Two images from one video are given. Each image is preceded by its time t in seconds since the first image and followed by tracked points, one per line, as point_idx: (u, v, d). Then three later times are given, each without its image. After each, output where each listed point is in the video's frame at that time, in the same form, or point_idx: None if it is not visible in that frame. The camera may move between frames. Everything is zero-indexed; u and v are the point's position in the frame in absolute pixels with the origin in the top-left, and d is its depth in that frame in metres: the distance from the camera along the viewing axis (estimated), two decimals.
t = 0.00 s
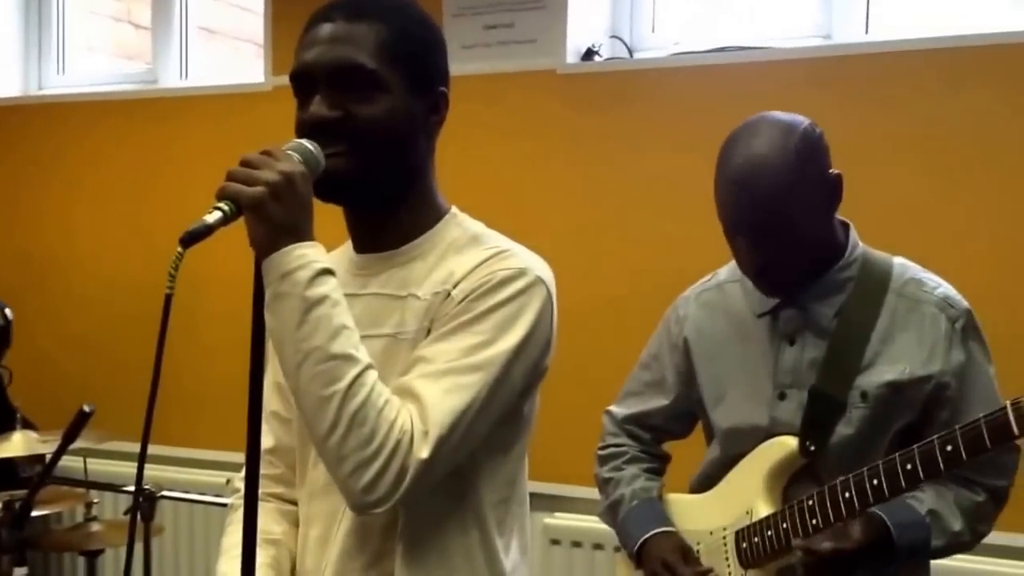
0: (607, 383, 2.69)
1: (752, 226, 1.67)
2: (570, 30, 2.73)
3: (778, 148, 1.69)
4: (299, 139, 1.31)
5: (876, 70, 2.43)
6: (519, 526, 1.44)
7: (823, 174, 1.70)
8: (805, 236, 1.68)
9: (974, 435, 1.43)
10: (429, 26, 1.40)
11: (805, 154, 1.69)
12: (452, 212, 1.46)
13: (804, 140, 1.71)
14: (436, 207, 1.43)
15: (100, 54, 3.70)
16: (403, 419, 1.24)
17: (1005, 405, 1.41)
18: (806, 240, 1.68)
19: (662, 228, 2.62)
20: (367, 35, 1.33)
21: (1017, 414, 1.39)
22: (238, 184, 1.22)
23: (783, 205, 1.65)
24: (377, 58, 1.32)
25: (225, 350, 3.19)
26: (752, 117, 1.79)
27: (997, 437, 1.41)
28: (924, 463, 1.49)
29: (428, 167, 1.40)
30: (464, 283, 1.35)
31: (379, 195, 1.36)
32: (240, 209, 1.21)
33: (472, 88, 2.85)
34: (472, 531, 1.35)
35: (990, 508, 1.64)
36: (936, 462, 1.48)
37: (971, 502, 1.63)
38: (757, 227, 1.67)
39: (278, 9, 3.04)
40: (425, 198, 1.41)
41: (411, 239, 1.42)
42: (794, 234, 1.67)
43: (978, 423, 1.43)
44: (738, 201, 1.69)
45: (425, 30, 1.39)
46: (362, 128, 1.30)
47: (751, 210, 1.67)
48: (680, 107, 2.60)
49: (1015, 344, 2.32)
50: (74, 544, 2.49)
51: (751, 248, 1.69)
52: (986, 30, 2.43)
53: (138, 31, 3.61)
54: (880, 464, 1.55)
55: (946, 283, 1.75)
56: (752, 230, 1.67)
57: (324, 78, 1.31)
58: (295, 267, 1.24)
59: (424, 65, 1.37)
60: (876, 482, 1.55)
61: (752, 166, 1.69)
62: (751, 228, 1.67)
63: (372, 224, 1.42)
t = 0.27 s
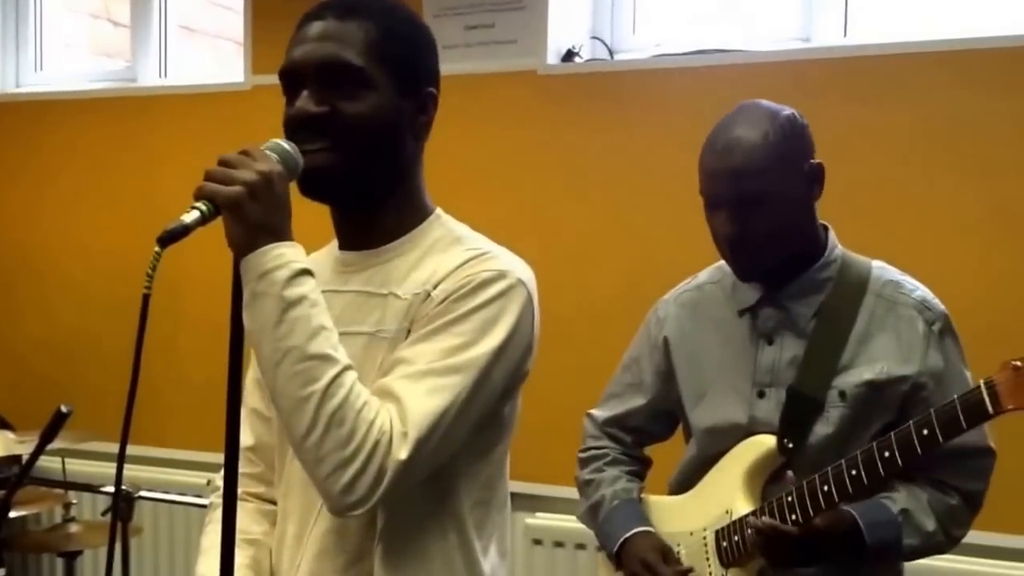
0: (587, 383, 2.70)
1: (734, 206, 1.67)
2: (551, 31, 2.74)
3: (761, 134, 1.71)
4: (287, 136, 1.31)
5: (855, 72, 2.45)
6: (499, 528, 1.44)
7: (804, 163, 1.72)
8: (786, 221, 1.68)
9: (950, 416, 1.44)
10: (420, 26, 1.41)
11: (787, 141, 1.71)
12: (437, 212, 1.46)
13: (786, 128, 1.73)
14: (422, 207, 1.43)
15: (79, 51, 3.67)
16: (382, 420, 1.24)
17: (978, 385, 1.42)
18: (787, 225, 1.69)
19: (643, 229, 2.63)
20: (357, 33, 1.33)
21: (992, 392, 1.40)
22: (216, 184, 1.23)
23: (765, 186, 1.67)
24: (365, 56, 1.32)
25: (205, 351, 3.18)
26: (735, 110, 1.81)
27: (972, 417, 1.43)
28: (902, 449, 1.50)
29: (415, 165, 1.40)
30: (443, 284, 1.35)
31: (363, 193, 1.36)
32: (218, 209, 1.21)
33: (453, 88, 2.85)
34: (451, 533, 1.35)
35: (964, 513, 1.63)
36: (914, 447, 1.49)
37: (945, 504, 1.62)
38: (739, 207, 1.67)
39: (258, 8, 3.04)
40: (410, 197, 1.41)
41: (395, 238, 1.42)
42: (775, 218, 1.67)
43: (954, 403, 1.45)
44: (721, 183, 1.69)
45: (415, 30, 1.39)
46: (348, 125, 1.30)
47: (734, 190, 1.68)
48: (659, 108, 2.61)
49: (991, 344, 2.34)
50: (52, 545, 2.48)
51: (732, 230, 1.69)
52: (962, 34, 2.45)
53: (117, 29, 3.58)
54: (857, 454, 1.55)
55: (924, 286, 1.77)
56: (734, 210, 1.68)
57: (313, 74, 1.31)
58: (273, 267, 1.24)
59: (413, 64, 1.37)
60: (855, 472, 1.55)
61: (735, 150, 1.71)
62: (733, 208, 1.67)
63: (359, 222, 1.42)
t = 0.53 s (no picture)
0: (577, 383, 2.70)
1: (722, 221, 1.67)
2: (541, 31, 2.74)
3: (746, 145, 1.71)
4: (266, 138, 1.31)
5: (843, 74, 2.46)
6: (486, 526, 1.44)
7: (791, 170, 1.71)
8: (774, 230, 1.69)
9: (933, 413, 1.45)
10: (394, 27, 1.41)
11: (773, 151, 1.71)
12: (420, 212, 1.46)
13: (771, 138, 1.72)
14: (404, 207, 1.44)
15: (67, 50, 3.66)
16: (368, 420, 1.25)
17: (961, 380, 1.43)
18: (775, 235, 1.69)
19: (632, 229, 2.63)
20: (331, 36, 1.33)
21: (974, 387, 1.42)
22: (202, 184, 1.22)
23: (753, 200, 1.66)
24: (338, 59, 1.32)
25: (194, 351, 3.17)
26: (720, 117, 1.80)
27: (954, 414, 1.44)
28: (887, 447, 1.50)
29: (393, 167, 1.40)
30: (429, 283, 1.35)
31: (343, 194, 1.36)
32: (204, 209, 1.21)
33: (442, 89, 2.85)
34: (438, 532, 1.36)
35: (951, 514, 1.64)
36: (898, 444, 1.49)
37: (931, 505, 1.63)
38: (727, 222, 1.67)
39: (248, 8, 3.03)
40: (391, 198, 1.42)
41: (377, 239, 1.42)
42: (764, 229, 1.68)
43: (937, 400, 1.45)
44: (708, 197, 1.69)
45: (390, 31, 1.39)
46: (323, 129, 1.30)
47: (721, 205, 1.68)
48: (649, 109, 2.62)
49: (978, 345, 2.35)
50: (40, 546, 2.48)
51: (721, 242, 1.69)
52: (949, 36, 2.46)
53: (106, 29, 3.57)
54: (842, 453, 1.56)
55: (911, 287, 1.77)
56: (722, 225, 1.68)
57: (287, 79, 1.31)
58: (260, 267, 1.24)
59: (390, 66, 1.37)
60: (841, 470, 1.56)
61: (721, 162, 1.70)
62: (721, 223, 1.67)
63: (343, 223, 1.42)
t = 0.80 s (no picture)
0: (572, 383, 2.70)
1: (709, 245, 1.63)
2: (537, 32, 2.74)
3: (733, 163, 1.65)
4: (267, 137, 1.31)
5: (839, 74, 2.47)
6: (481, 526, 1.44)
7: (780, 186, 1.66)
8: (762, 249, 1.65)
9: (921, 421, 1.46)
10: (397, 27, 1.41)
11: (761, 168, 1.66)
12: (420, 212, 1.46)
13: (758, 153, 1.67)
14: (403, 207, 1.44)
15: (62, 50, 3.65)
16: (362, 421, 1.25)
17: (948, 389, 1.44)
18: (763, 253, 1.66)
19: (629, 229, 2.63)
20: (334, 36, 1.33)
21: (959, 397, 1.42)
22: (198, 184, 1.23)
23: (741, 223, 1.62)
24: (341, 59, 1.32)
25: (190, 351, 3.17)
26: (706, 130, 1.75)
27: (941, 420, 1.44)
28: (876, 451, 1.51)
29: (394, 166, 1.40)
30: (424, 284, 1.35)
31: (343, 194, 1.36)
32: (200, 210, 1.21)
33: (438, 89, 2.85)
34: (432, 533, 1.36)
35: (951, 511, 1.63)
36: (887, 450, 1.49)
37: (929, 503, 1.61)
38: (714, 245, 1.63)
39: (244, 7, 3.03)
40: (391, 197, 1.42)
41: (374, 238, 1.42)
42: (752, 248, 1.64)
43: (925, 408, 1.46)
44: (694, 219, 1.64)
45: (393, 31, 1.39)
46: (325, 128, 1.30)
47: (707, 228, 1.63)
48: (645, 109, 2.62)
49: (973, 345, 2.36)
50: (36, 547, 2.47)
51: (709, 265, 1.66)
52: (945, 36, 2.47)
53: (102, 29, 3.57)
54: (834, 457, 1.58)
55: (908, 285, 1.73)
56: (709, 248, 1.64)
57: (288, 78, 1.31)
58: (255, 267, 1.24)
59: (392, 66, 1.37)
60: (833, 475, 1.56)
61: (707, 182, 1.65)
62: (708, 247, 1.63)
63: (341, 223, 1.43)
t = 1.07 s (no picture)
0: (573, 383, 2.70)
1: (704, 237, 1.63)
2: (537, 32, 2.74)
3: (731, 157, 1.66)
4: (258, 139, 1.31)
5: (839, 75, 2.46)
6: (480, 525, 1.44)
7: (778, 182, 1.66)
8: (759, 245, 1.65)
9: (921, 425, 1.46)
10: (382, 27, 1.41)
11: (758, 163, 1.66)
12: (411, 212, 1.46)
13: (756, 149, 1.67)
14: (396, 208, 1.44)
15: (63, 49, 3.65)
16: (360, 421, 1.25)
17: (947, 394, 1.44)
18: (760, 249, 1.65)
19: (630, 230, 2.63)
20: (319, 40, 1.33)
21: (959, 401, 1.42)
22: (196, 185, 1.22)
23: (735, 215, 1.62)
24: (327, 63, 1.32)
25: (190, 351, 3.17)
26: (708, 127, 1.76)
27: (940, 423, 1.44)
28: (876, 454, 1.50)
29: (384, 167, 1.40)
30: (421, 283, 1.35)
31: (337, 195, 1.36)
32: (199, 210, 1.21)
33: (438, 89, 2.85)
34: (432, 532, 1.36)
35: (948, 510, 1.63)
36: (886, 453, 1.49)
37: (925, 502, 1.61)
38: (709, 238, 1.63)
39: (245, 8, 3.03)
40: (384, 197, 1.42)
41: (370, 239, 1.42)
42: (748, 243, 1.63)
43: (925, 413, 1.46)
44: (690, 212, 1.65)
45: (379, 33, 1.39)
46: (315, 132, 1.30)
47: (702, 221, 1.64)
48: (645, 110, 2.62)
49: (974, 346, 2.36)
50: (35, 547, 2.47)
51: (704, 259, 1.66)
52: (946, 37, 2.46)
53: (102, 29, 3.57)
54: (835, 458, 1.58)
55: (908, 285, 1.73)
56: (704, 241, 1.64)
57: (274, 83, 1.31)
58: (254, 268, 1.24)
59: (379, 68, 1.37)
60: (832, 477, 1.55)
61: (704, 176, 1.66)
62: (703, 239, 1.64)
63: (332, 226, 1.42)
